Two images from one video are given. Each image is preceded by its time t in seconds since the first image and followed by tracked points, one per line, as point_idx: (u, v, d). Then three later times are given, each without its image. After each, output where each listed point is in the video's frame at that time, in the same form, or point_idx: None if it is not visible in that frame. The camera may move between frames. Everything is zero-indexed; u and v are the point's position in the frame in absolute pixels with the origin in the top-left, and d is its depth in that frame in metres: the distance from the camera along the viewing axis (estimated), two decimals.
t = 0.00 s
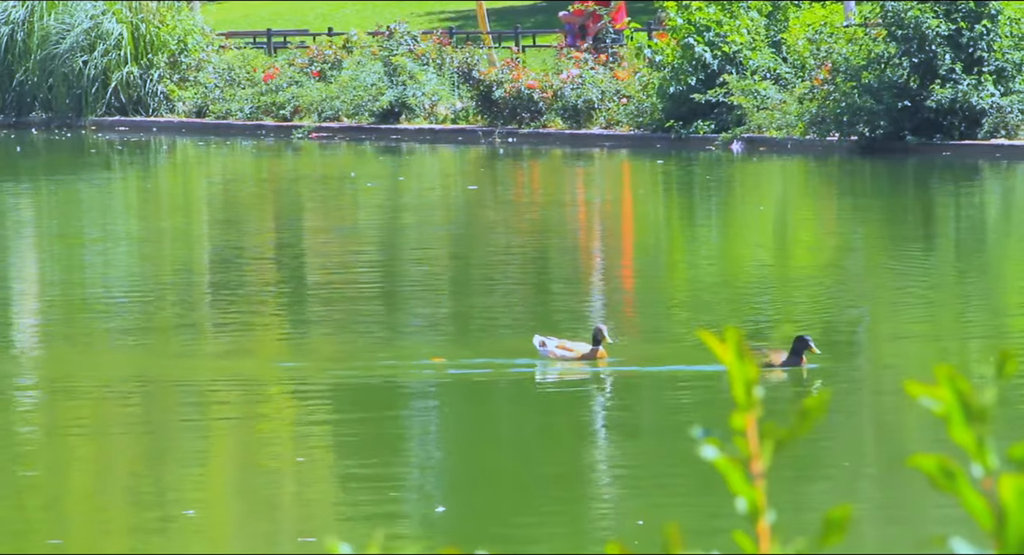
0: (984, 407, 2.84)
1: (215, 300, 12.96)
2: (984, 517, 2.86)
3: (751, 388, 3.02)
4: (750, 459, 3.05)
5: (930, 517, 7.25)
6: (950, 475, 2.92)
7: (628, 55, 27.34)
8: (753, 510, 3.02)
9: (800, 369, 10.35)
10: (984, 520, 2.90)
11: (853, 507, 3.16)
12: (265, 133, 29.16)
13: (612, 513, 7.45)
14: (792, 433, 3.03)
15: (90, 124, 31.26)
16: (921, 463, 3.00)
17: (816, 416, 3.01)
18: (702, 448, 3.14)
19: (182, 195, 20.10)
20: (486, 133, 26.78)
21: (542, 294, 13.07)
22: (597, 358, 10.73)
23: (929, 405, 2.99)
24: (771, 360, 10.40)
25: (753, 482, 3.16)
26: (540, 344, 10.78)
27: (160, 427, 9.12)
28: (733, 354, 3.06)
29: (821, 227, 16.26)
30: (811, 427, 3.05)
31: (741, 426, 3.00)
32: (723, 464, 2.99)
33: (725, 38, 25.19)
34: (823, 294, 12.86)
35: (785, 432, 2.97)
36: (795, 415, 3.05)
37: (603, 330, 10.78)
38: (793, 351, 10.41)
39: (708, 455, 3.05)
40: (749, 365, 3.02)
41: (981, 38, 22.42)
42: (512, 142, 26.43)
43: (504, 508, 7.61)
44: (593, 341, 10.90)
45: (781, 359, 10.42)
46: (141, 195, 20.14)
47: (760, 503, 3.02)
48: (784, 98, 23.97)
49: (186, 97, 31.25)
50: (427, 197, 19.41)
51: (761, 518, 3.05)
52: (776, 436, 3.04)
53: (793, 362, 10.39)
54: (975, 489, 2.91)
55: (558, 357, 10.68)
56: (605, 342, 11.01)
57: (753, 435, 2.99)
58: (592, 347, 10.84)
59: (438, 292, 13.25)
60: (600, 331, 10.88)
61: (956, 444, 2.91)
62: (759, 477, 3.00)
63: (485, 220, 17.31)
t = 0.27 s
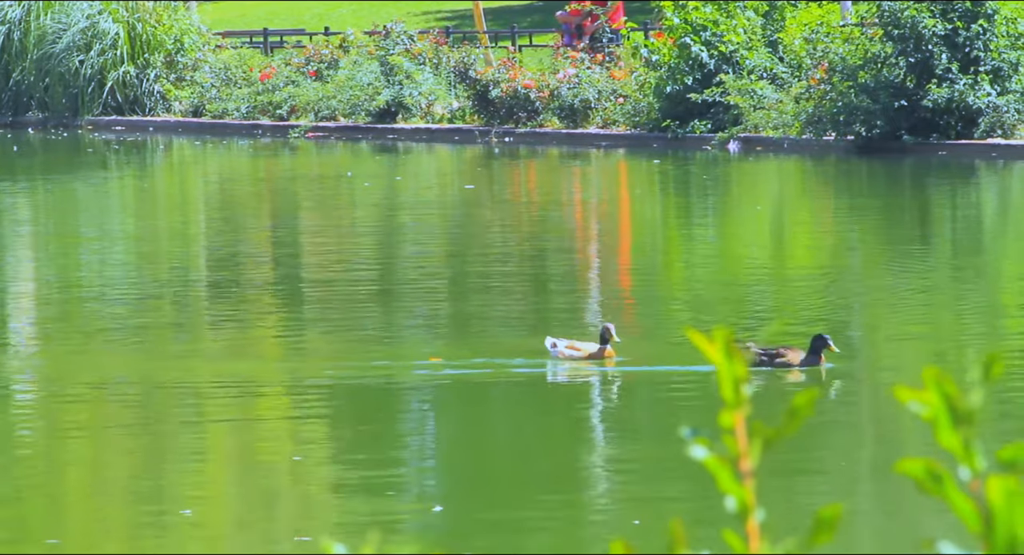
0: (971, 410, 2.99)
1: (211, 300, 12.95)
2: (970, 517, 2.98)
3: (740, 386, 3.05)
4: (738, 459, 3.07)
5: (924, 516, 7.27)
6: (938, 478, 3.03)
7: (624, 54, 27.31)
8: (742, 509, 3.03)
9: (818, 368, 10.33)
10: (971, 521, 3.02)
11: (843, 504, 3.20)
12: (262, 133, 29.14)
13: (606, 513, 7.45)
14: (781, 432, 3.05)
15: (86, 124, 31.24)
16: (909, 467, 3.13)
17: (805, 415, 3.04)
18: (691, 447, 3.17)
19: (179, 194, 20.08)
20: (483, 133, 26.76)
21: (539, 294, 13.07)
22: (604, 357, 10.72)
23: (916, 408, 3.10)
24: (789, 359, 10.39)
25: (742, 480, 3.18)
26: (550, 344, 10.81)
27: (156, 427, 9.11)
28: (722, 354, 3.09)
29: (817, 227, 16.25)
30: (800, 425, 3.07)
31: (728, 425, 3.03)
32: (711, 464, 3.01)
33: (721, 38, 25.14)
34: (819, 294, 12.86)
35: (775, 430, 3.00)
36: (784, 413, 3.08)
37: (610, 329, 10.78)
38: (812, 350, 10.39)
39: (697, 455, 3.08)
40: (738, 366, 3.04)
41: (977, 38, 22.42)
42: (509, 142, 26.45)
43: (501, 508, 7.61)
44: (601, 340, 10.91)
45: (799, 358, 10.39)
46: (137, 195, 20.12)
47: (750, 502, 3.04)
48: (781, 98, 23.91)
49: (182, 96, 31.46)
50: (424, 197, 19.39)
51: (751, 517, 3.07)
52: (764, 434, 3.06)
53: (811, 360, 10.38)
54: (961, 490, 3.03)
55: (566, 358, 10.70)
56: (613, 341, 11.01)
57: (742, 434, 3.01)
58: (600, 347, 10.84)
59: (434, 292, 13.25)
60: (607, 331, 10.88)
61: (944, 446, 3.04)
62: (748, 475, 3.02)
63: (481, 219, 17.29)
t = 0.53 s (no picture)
0: (974, 404, 2.85)
1: (211, 300, 12.94)
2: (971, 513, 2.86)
3: (735, 388, 3.02)
4: (734, 460, 3.05)
5: (923, 516, 7.25)
6: (940, 473, 2.89)
7: (624, 54, 27.30)
8: (739, 510, 3.01)
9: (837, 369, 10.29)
10: (972, 517, 2.91)
11: (840, 503, 3.17)
12: (261, 133, 29.16)
13: (607, 513, 7.45)
14: (777, 433, 3.03)
15: (86, 124, 31.25)
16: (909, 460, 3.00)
17: (800, 415, 3.01)
18: (687, 449, 3.14)
19: (179, 194, 20.07)
20: (482, 132, 26.78)
21: (538, 294, 13.06)
22: (614, 357, 10.66)
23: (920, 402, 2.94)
24: (806, 361, 10.31)
25: (739, 481, 3.16)
26: (559, 345, 10.81)
27: (156, 427, 9.11)
28: (717, 356, 3.06)
29: (816, 227, 16.24)
30: (796, 426, 3.04)
31: (725, 427, 3.01)
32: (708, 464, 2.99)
33: (721, 38, 25.14)
34: (819, 294, 12.84)
35: (771, 431, 2.97)
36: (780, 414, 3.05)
37: (619, 330, 10.75)
38: (831, 351, 10.33)
39: (693, 456, 3.06)
40: (734, 368, 3.02)
41: (977, 38, 22.41)
42: (509, 142, 26.45)
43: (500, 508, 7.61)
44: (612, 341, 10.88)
45: (818, 360, 10.32)
46: (136, 195, 20.12)
47: (747, 503, 3.01)
48: (780, 98, 23.88)
49: (181, 96, 31.46)
50: (423, 197, 19.37)
51: (748, 518, 3.05)
52: (760, 436, 3.03)
53: (829, 361, 10.32)
54: (962, 485, 2.91)
55: (576, 359, 10.71)
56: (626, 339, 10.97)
57: (738, 436, 3.00)
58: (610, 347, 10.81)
59: (433, 292, 13.23)
60: (616, 331, 10.85)
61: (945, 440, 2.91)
62: (744, 476, 3.00)
63: (481, 220, 17.28)
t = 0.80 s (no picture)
0: (988, 401, 2.87)
1: (212, 300, 12.93)
2: (983, 507, 2.86)
3: (749, 381, 3.01)
4: (747, 454, 3.05)
5: (927, 514, 7.24)
6: (954, 468, 2.90)
7: (624, 54, 27.28)
8: (751, 505, 3.00)
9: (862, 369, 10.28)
10: (984, 514, 2.90)
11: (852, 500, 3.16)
12: (261, 133, 29.16)
13: (607, 512, 7.44)
14: (791, 427, 3.03)
15: (86, 123, 31.25)
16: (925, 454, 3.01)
17: (813, 410, 3.01)
18: (700, 442, 3.14)
19: (179, 194, 20.07)
20: (483, 132, 26.78)
21: (538, 294, 13.06)
22: (629, 358, 10.68)
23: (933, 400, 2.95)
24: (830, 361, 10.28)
25: (751, 475, 3.16)
26: (570, 343, 10.77)
27: (157, 427, 9.11)
28: (731, 348, 3.06)
29: (817, 227, 16.23)
30: (810, 420, 3.03)
31: (740, 418, 3.01)
32: (722, 458, 2.98)
33: (721, 38, 25.15)
34: (819, 293, 12.84)
35: (785, 426, 2.97)
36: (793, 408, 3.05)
37: (635, 330, 10.76)
38: (855, 351, 10.33)
39: (706, 449, 3.06)
40: (748, 361, 3.01)
41: (977, 38, 22.44)
42: (509, 142, 26.45)
43: (501, 508, 7.60)
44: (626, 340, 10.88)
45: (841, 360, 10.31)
46: (136, 195, 20.11)
47: (759, 497, 3.01)
48: (780, 98, 23.85)
49: (182, 96, 31.46)
50: (424, 197, 19.36)
51: (760, 512, 3.05)
52: (774, 430, 3.02)
53: (854, 362, 10.30)
54: (975, 481, 2.91)
55: (589, 358, 10.67)
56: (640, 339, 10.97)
57: (751, 429, 3.00)
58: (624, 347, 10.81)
59: (434, 291, 13.23)
60: (631, 331, 10.85)
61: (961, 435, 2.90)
62: (758, 471, 3.00)
63: (481, 219, 17.27)
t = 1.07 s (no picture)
0: (977, 403, 2.87)
1: (211, 300, 12.92)
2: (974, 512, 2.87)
3: (742, 383, 3.00)
4: (741, 457, 3.05)
5: (925, 515, 7.25)
6: (941, 471, 2.92)
7: (625, 54, 27.23)
8: (745, 507, 3.00)
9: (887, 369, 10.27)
10: (975, 517, 2.91)
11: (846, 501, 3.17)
12: (262, 133, 29.16)
13: (606, 512, 7.45)
14: (783, 430, 3.02)
15: (86, 123, 31.22)
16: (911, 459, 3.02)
17: (806, 412, 3.01)
18: (693, 445, 3.14)
19: (180, 194, 20.05)
20: (483, 132, 26.77)
21: (538, 294, 13.04)
22: (644, 358, 10.70)
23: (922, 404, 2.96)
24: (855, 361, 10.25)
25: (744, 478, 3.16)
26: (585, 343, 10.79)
27: (157, 427, 9.10)
28: (724, 350, 3.04)
29: (818, 226, 16.22)
30: (803, 423, 3.03)
31: (733, 422, 3.00)
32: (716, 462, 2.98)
33: (721, 38, 25.16)
34: (819, 294, 12.83)
35: (778, 429, 2.97)
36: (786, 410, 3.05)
37: (651, 331, 10.78)
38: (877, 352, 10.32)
39: (700, 452, 3.05)
40: (740, 363, 3.00)
41: (978, 37, 22.45)
42: (510, 141, 26.43)
43: (500, 507, 7.60)
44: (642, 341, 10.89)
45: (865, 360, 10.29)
46: (136, 194, 20.09)
47: (752, 499, 3.01)
48: (781, 97, 23.84)
49: (183, 95, 31.40)
50: (424, 196, 19.34)
51: (753, 515, 3.05)
52: (768, 433, 3.02)
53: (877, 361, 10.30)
54: (965, 485, 2.93)
55: (603, 358, 10.69)
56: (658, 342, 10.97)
57: (744, 432, 3.00)
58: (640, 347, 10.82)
59: (434, 291, 13.21)
60: (648, 333, 10.86)
61: (948, 440, 2.92)
62: (751, 474, 3.00)
63: (481, 219, 17.25)
